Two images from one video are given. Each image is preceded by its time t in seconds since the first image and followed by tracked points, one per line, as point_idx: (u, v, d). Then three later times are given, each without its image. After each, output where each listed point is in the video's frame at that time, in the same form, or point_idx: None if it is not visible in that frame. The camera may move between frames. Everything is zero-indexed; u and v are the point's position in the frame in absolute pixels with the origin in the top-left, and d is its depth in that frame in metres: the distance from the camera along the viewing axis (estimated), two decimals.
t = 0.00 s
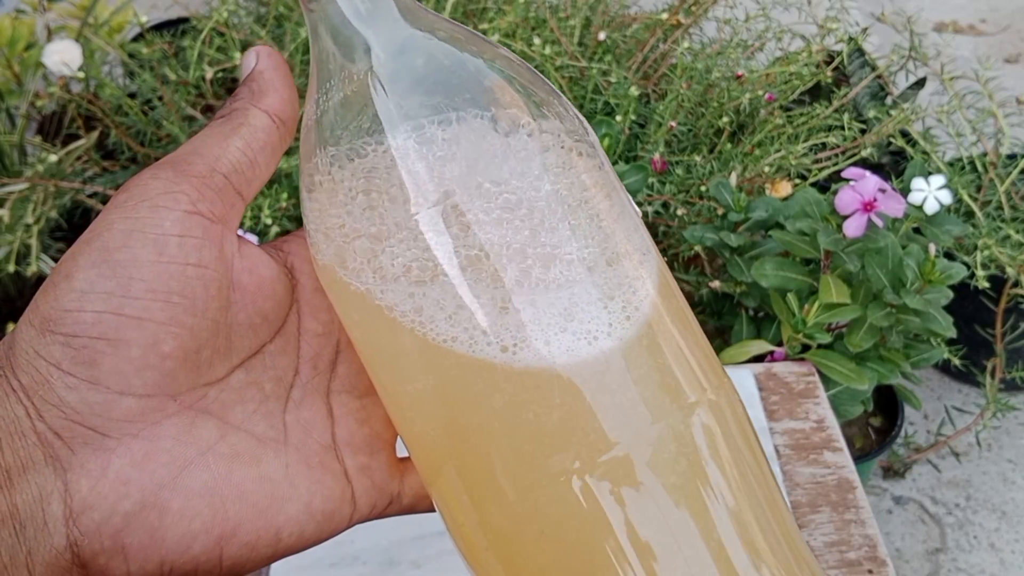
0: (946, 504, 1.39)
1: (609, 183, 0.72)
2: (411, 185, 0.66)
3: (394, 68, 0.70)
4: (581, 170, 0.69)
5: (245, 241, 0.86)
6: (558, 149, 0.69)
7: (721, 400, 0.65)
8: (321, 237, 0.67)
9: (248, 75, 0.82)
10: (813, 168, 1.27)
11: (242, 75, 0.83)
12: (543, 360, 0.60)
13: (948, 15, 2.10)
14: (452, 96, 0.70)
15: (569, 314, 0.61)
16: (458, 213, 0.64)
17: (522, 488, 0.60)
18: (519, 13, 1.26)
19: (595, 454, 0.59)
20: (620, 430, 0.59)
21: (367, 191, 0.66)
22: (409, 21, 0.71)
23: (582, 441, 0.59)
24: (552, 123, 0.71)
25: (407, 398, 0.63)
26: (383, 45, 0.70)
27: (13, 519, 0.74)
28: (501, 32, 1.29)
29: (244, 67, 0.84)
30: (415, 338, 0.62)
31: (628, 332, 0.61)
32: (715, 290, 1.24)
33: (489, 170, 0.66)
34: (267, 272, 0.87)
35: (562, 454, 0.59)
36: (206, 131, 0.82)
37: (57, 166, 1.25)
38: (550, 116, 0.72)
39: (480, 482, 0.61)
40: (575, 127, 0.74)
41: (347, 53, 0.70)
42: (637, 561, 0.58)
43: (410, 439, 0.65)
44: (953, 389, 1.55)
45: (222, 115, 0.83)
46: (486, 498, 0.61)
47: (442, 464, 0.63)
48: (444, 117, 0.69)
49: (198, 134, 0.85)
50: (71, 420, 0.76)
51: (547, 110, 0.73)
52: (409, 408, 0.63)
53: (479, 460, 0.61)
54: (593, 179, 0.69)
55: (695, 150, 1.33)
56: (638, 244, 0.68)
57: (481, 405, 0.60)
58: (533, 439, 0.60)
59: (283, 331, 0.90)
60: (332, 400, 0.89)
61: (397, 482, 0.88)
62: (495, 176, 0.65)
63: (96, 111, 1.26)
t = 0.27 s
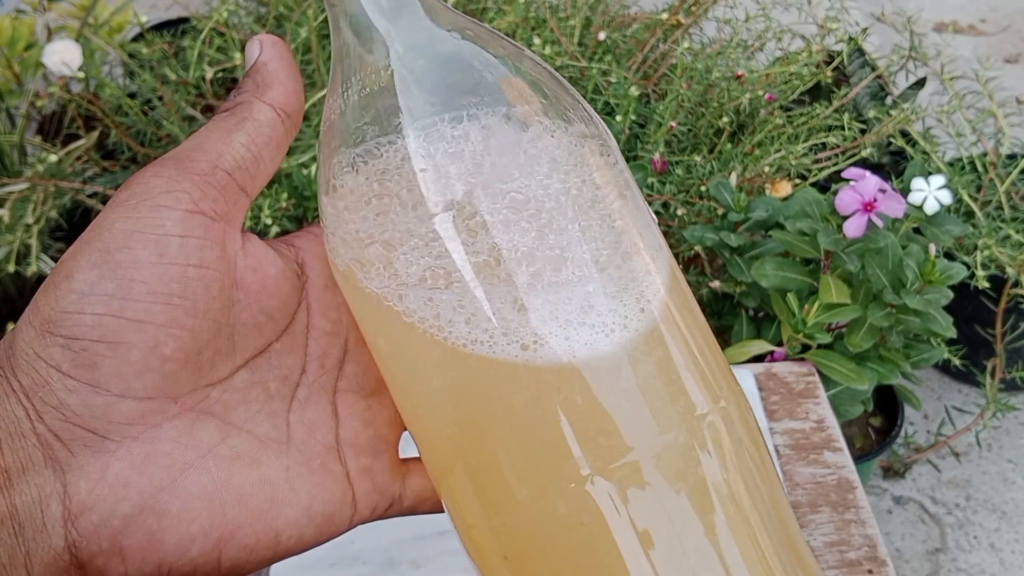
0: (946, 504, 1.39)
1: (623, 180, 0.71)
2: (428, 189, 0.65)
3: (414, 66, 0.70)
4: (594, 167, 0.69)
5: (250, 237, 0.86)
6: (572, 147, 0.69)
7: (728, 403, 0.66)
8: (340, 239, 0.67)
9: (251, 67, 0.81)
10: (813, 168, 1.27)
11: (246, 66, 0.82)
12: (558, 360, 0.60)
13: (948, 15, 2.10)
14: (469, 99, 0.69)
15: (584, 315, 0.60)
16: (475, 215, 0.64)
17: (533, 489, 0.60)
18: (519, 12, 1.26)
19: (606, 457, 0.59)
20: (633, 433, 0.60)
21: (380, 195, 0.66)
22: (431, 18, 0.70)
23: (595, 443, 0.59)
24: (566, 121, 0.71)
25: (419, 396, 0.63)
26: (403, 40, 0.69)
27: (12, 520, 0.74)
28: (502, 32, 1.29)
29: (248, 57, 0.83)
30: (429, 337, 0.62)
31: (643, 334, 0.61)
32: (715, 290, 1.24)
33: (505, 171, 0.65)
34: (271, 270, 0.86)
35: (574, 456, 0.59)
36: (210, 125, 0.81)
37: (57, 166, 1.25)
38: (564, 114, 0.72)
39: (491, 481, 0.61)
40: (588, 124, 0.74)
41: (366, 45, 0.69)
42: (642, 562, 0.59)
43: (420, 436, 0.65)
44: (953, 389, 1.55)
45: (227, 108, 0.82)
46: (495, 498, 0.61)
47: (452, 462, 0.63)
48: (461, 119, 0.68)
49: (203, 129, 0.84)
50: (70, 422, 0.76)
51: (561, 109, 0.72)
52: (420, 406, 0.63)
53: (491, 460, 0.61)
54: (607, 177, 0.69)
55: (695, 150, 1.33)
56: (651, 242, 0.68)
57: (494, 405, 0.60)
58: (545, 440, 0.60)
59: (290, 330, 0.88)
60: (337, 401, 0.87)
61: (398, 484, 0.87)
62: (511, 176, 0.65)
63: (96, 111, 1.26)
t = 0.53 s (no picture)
0: (946, 504, 1.39)
1: (622, 172, 0.71)
2: (427, 178, 0.65)
3: (411, 58, 0.69)
4: (594, 159, 0.69)
5: (245, 228, 0.86)
6: (572, 138, 0.69)
7: (729, 391, 0.66)
8: (337, 228, 0.67)
9: (245, 59, 0.82)
10: (813, 168, 1.27)
11: (240, 58, 0.83)
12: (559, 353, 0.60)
13: (948, 15, 2.09)
14: (468, 88, 0.69)
15: (585, 306, 0.60)
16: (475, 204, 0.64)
17: (535, 481, 0.60)
18: (519, 12, 1.26)
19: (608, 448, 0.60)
20: (634, 425, 0.60)
21: (380, 183, 0.66)
22: (429, 10, 0.70)
23: (596, 435, 0.60)
24: (565, 113, 0.71)
25: (420, 390, 0.63)
26: (400, 32, 0.69)
27: (7, 509, 0.74)
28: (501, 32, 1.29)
29: (242, 49, 0.83)
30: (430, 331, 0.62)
31: (643, 326, 0.61)
32: (715, 290, 1.24)
33: (505, 161, 0.65)
34: (267, 261, 0.86)
35: (575, 448, 0.60)
36: (203, 117, 0.82)
37: (57, 166, 1.25)
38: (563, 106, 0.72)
39: (492, 475, 0.61)
40: (586, 114, 0.74)
41: (363, 39, 0.69)
42: (645, 552, 0.60)
43: (421, 430, 0.65)
44: (953, 389, 1.55)
45: (220, 100, 0.82)
46: (497, 491, 0.61)
47: (454, 456, 0.63)
48: (460, 109, 0.68)
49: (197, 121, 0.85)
50: (66, 411, 0.76)
51: (560, 100, 0.72)
52: (421, 400, 0.63)
53: (493, 452, 0.61)
54: (606, 169, 0.69)
55: (695, 150, 1.33)
56: (651, 232, 0.68)
57: (496, 397, 0.60)
58: (547, 432, 0.60)
59: (287, 321, 0.89)
60: (335, 390, 0.88)
61: (397, 475, 0.87)
62: (511, 165, 0.65)
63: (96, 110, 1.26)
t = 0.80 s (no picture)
0: (946, 504, 1.39)
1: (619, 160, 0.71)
2: (420, 163, 0.66)
3: (404, 44, 0.70)
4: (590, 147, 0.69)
5: (232, 215, 0.87)
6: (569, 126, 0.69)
7: (728, 377, 0.66)
8: (330, 213, 0.67)
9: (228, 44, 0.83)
10: (813, 168, 1.27)
11: (224, 43, 0.84)
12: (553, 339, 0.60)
13: (948, 15, 2.10)
14: (461, 74, 0.70)
15: (580, 290, 0.60)
16: (467, 188, 0.64)
17: (532, 469, 0.60)
18: (519, 12, 1.26)
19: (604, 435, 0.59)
20: (631, 411, 0.59)
21: (372, 170, 0.66)
22: None
23: (593, 421, 0.59)
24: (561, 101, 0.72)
25: (416, 379, 0.63)
26: (393, 18, 0.70)
27: None
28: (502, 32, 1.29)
29: (225, 35, 0.84)
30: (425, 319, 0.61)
31: (639, 312, 0.61)
32: (715, 290, 1.24)
33: (499, 145, 0.66)
34: (255, 247, 0.87)
35: (572, 434, 0.59)
36: (188, 103, 0.83)
37: (57, 166, 1.25)
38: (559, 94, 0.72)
39: (490, 463, 0.61)
40: (582, 103, 0.74)
41: (356, 28, 0.70)
42: (645, 542, 0.59)
43: (418, 421, 0.65)
44: (953, 389, 1.55)
45: (205, 86, 0.83)
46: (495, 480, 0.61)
47: (450, 446, 0.63)
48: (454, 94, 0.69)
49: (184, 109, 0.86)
50: (49, 401, 0.76)
51: (555, 88, 0.73)
52: (417, 389, 0.63)
53: (489, 441, 0.61)
54: (603, 156, 0.69)
55: (695, 150, 1.33)
56: (647, 215, 0.68)
57: (491, 384, 0.60)
58: (544, 419, 0.59)
59: (279, 309, 0.89)
60: (330, 378, 0.87)
61: (391, 465, 0.86)
62: (505, 149, 0.66)
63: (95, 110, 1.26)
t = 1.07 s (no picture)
0: (946, 504, 1.39)
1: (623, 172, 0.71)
2: (427, 176, 0.65)
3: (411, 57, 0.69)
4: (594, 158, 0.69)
5: (242, 226, 0.87)
6: (572, 138, 0.69)
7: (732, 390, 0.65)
8: (338, 227, 0.68)
9: (240, 60, 0.83)
10: (813, 168, 1.27)
11: (235, 60, 0.84)
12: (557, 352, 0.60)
13: (949, 15, 2.09)
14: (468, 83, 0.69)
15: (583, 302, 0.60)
16: (473, 202, 0.64)
17: (535, 479, 0.60)
18: (519, 12, 1.26)
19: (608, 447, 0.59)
20: (634, 424, 0.59)
21: (382, 186, 0.66)
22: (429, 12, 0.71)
23: (596, 433, 0.59)
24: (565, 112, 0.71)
25: (421, 389, 0.63)
26: (400, 33, 0.70)
27: (7, 507, 0.75)
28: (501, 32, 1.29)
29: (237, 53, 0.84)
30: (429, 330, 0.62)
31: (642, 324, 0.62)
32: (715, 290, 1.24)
33: (505, 159, 0.65)
34: (265, 259, 0.87)
35: (575, 446, 0.59)
36: (199, 118, 0.83)
37: (57, 166, 1.25)
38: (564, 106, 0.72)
39: (494, 474, 0.61)
40: (587, 115, 0.74)
41: (365, 45, 0.70)
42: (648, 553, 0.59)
43: (424, 432, 0.66)
44: (953, 389, 1.55)
45: (215, 102, 0.83)
46: (499, 491, 0.61)
47: (456, 456, 0.63)
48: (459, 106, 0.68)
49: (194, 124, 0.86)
50: (63, 409, 0.76)
51: (560, 99, 0.73)
52: (422, 400, 0.64)
53: (493, 451, 0.61)
54: (607, 167, 0.69)
55: (695, 150, 1.33)
56: (651, 233, 0.68)
57: (495, 395, 0.60)
58: (547, 430, 0.60)
59: (288, 319, 0.89)
60: (337, 389, 0.87)
61: (397, 475, 0.86)
62: (510, 163, 0.65)
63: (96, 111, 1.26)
